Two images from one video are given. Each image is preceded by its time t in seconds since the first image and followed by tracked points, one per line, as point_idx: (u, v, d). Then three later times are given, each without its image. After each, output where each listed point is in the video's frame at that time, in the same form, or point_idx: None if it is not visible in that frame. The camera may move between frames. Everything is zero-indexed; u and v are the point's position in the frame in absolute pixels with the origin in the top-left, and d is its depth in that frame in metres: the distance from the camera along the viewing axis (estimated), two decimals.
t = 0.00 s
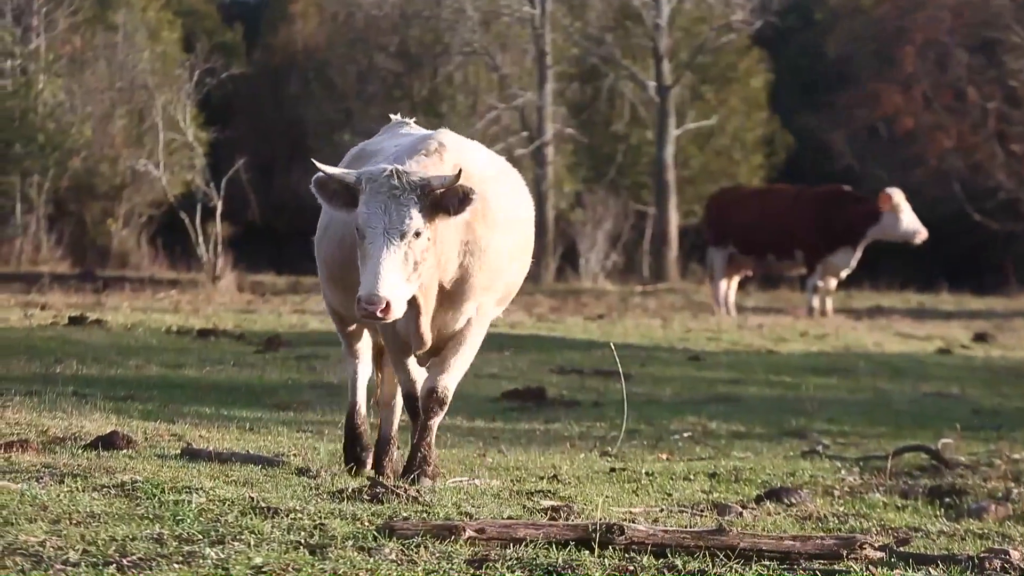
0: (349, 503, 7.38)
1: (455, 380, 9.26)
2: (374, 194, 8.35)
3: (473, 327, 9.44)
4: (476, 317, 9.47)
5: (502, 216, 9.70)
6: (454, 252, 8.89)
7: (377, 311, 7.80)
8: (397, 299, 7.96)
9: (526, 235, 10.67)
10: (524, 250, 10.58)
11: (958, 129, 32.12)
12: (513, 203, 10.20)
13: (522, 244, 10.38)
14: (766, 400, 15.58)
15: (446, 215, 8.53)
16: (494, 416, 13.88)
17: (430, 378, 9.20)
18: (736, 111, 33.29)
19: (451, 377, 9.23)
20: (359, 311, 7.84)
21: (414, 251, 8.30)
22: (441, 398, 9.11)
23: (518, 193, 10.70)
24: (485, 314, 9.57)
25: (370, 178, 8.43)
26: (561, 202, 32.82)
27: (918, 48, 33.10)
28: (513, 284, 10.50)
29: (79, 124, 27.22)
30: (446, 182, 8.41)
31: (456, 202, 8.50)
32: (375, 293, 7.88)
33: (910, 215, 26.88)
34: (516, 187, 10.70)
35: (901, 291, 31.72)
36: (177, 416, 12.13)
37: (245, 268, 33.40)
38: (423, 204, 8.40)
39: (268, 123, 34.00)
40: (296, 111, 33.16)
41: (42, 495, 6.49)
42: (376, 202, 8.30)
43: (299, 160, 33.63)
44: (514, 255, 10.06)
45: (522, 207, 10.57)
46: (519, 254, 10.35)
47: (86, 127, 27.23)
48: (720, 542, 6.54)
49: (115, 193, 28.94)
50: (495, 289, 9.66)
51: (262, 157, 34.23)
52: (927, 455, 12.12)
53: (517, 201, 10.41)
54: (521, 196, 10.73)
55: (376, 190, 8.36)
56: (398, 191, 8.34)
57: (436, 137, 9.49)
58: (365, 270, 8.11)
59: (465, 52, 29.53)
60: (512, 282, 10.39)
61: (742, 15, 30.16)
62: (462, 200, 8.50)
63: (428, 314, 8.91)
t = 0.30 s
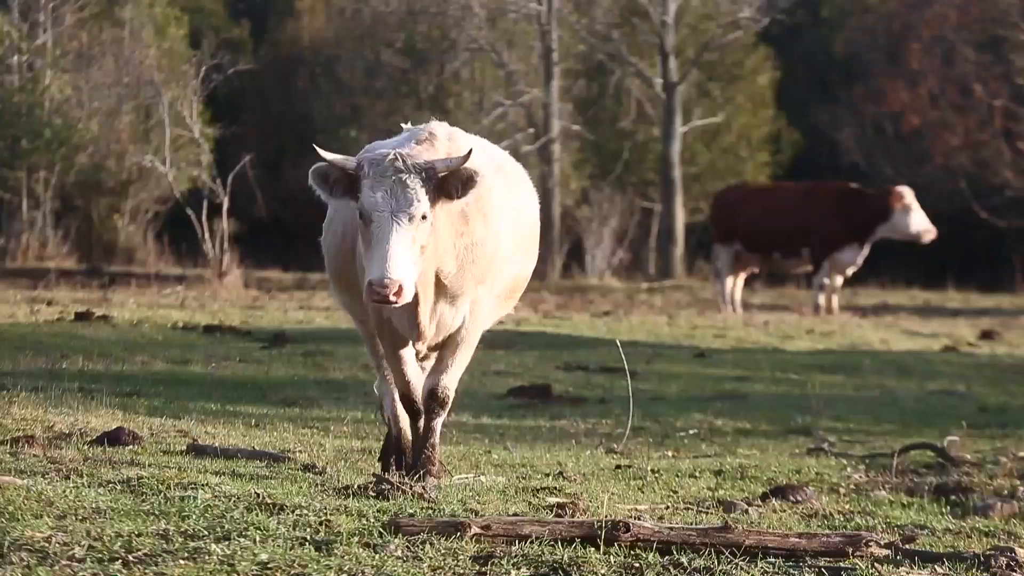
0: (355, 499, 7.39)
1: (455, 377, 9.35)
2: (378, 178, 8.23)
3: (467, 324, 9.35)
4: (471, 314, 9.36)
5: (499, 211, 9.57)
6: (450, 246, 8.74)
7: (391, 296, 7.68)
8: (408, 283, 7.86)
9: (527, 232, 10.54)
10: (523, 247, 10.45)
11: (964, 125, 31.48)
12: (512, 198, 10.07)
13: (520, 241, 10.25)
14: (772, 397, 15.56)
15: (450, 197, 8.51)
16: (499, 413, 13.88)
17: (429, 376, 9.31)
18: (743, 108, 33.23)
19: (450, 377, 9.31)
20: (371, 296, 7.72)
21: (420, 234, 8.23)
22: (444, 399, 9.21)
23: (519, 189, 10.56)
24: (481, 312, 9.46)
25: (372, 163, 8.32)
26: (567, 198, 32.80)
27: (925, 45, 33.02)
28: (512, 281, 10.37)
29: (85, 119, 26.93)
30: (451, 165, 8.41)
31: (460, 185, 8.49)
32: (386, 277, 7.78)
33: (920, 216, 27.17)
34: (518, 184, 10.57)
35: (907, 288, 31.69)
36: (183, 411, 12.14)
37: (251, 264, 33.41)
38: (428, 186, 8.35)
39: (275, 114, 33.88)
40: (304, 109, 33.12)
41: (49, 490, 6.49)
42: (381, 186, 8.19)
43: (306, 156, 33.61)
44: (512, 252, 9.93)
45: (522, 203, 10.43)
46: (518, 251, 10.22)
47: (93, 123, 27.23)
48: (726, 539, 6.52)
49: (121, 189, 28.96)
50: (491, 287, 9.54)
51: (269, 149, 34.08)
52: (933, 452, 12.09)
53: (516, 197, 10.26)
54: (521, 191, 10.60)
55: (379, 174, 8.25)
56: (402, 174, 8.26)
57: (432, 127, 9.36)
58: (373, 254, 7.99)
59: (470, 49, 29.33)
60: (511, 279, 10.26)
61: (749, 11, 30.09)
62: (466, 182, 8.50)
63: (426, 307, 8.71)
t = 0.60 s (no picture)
0: (362, 498, 7.38)
1: (458, 373, 9.29)
2: (375, 161, 8.22)
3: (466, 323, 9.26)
4: (467, 314, 9.28)
5: (495, 212, 9.54)
6: (440, 239, 8.71)
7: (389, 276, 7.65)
8: (407, 263, 7.85)
9: (526, 237, 10.50)
10: (523, 253, 10.40)
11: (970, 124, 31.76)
12: (510, 203, 10.05)
13: (519, 246, 10.21)
14: (779, 397, 15.53)
15: (447, 182, 8.52)
16: (506, 413, 13.86)
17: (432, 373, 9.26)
18: (750, 107, 33.20)
19: (453, 372, 9.25)
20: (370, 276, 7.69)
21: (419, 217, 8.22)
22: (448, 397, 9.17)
23: (518, 195, 10.55)
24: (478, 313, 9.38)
25: (369, 148, 8.31)
26: (574, 198, 32.79)
27: (931, 45, 32.99)
28: (512, 287, 10.31)
29: (91, 120, 27.02)
30: (449, 149, 8.41)
31: (458, 169, 8.49)
32: (385, 258, 7.75)
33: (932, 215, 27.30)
34: (517, 190, 10.56)
35: (914, 288, 31.65)
36: (190, 411, 12.13)
37: (257, 263, 33.42)
38: (426, 169, 8.35)
39: (277, 115, 33.77)
40: (307, 107, 32.81)
41: (55, 490, 6.49)
42: (378, 169, 8.17)
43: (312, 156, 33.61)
44: (511, 254, 9.89)
45: (521, 209, 10.41)
46: (517, 256, 10.17)
47: (99, 122, 27.25)
48: (732, 539, 6.51)
49: (128, 188, 28.98)
50: (488, 288, 9.48)
51: (272, 149, 33.89)
52: (940, 452, 12.06)
53: (515, 202, 10.25)
54: (521, 198, 10.58)
55: (376, 158, 8.23)
56: (400, 157, 8.25)
57: (427, 122, 9.38)
58: (371, 235, 7.96)
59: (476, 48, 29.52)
60: (510, 284, 10.19)
61: (755, 11, 30.08)
62: (464, 167, 8.50)
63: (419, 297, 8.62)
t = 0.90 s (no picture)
0: (370, 498, 7.38)
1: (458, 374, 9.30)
2: (373, 160, 8.13)
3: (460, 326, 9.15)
4: (461, 317, 9.14)
5: (489, 212, 9.32)
6: (431, 247, 8.56)
7: (386, 276, 7.63)
8: (405, 265, 7.77)
9: (525, 232, 10.28)
10: (521, 249, 10.19)
11: (978, 125, 31.66)
12: (508, 200, 9.84)
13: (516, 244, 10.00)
14: (787, 397, 15.52)
15: (443, 184, 8.44)
16: (513, 412, 13.87)
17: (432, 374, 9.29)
18: (757, 107, 33.19)
19: (453, 372, 9.27)
20: (367, 276, 7.68)
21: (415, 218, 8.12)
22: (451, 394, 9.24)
23: (517, 190, 10.31)
24: (473, 316, 9.23)
25: (366, 148, 8.22)
26: (581, 198, 32.81)
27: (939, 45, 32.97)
28: (509, 284, 10.11)
29: (99, 119, 27.14)
30: (447, 150, 8.35)
31: (454, 171, 8.42)
32: (382, 259, 7.70)
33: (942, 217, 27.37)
34: (515, 184, 10.31)
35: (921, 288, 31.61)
36: (197, 411, 12.15)
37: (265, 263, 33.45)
38: (423, 170, 8.29)
39: (283, 116, 33.69)
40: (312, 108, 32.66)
41: (64, 489, 6.49)
42: (376, 168, 8.08)
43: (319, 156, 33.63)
44: (507, 254, 9.69)
45: (520, 204, 10.18)
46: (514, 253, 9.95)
47: (107, 122, 27.31)
48: (739, 540, 6.49)
49: (135, 188, 29.04)
50: (483, 289, 9.29)
51: (279, 149, 33.79)
52: (947, 452, 12.04)
53: (512, 198, 10.01)
54: (520, 192, 10.34)
55: (374, 158, 8.14)
56: (397, 158, 8.16)
57: (420, 125, 9.18)
58: (367, 235, 7.88)
59: (484, 49, 29.60)
60: (507, 282, 10.00)
61: (762, 11, 30.08)
62: (461, 169, 8.44)
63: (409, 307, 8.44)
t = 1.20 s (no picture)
0: (379, 497, 7.38)
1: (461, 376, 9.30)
2: (356, 153, 8.03)
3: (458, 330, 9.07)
4: (458, 321, 9.05)
5: (485, 215, 9.17)
6: (426, 252, 8.42)
7: (364, 268, 7.47)
8: (384, 257, 7.64)
9: (522, 233, 10.12)
10: (518, 250, 10.04)
11: (990, 124, 32.06)
12: (504, 201, 9.70)
13: (513, 245, 9.85)
14: (796, 397, 15.50)
15: (426, 181, 8.31)
16: (523, 410, 13.89)
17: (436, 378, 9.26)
18: (768, 107, 33.14)
19: (457, 376, 9.26)
20: (344, 269, 7.52)
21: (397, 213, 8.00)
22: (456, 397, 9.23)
23: (516, 190, 10.15)
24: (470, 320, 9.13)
25: (350, 141, 8.12)
26: (591, 196, 32.80)
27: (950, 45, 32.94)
28: (506, 286, 9.97)
29: (110, 114, 27.37)
30: (431, 145, 8.21)
31: (438, 168, 8.28)
32: (360, 250, 7.55)
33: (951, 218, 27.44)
34: (512, 183, 10.13)
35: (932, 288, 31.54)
36: (207, 408, 12.16)
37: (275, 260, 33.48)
38: (405, 165, 8.15)
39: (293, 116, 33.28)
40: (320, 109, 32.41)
41: (73, 486, 6.50)
42: (358, 162, 7.98)
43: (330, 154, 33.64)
44: (503, 256, 9.55)
45: (517, 205, 10.04)
46: (511, 253, 9.80)
47: (118, 120, 27.36)
48: (749, 539, 6.47)
49: (145, 185, 29.14)
50: (480, 293, 9.17)
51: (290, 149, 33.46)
52: (957, 452, 12.01)
53: (509, 199, 9.86)
54: (518, 192, 10.18)
55: (357, 151, 8.04)
56: (380, 152, 8.05)
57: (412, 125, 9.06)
58: (347, 227, 7.76)
59: (495, 47, 29.87)
60: (504, 284, 9.87)
61: (773, 10, 30.03)
62: (443, 165, 8.28)
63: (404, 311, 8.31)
